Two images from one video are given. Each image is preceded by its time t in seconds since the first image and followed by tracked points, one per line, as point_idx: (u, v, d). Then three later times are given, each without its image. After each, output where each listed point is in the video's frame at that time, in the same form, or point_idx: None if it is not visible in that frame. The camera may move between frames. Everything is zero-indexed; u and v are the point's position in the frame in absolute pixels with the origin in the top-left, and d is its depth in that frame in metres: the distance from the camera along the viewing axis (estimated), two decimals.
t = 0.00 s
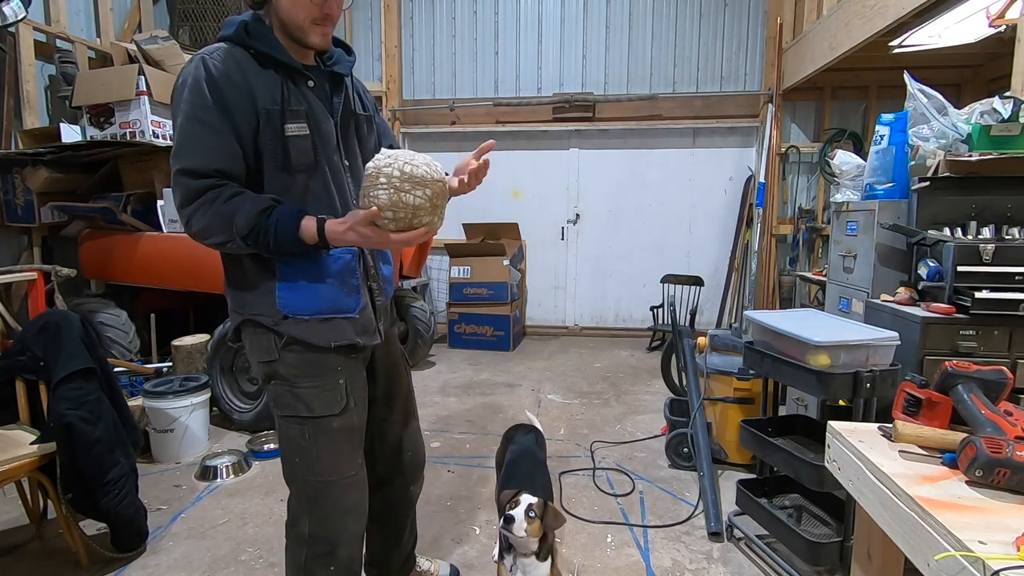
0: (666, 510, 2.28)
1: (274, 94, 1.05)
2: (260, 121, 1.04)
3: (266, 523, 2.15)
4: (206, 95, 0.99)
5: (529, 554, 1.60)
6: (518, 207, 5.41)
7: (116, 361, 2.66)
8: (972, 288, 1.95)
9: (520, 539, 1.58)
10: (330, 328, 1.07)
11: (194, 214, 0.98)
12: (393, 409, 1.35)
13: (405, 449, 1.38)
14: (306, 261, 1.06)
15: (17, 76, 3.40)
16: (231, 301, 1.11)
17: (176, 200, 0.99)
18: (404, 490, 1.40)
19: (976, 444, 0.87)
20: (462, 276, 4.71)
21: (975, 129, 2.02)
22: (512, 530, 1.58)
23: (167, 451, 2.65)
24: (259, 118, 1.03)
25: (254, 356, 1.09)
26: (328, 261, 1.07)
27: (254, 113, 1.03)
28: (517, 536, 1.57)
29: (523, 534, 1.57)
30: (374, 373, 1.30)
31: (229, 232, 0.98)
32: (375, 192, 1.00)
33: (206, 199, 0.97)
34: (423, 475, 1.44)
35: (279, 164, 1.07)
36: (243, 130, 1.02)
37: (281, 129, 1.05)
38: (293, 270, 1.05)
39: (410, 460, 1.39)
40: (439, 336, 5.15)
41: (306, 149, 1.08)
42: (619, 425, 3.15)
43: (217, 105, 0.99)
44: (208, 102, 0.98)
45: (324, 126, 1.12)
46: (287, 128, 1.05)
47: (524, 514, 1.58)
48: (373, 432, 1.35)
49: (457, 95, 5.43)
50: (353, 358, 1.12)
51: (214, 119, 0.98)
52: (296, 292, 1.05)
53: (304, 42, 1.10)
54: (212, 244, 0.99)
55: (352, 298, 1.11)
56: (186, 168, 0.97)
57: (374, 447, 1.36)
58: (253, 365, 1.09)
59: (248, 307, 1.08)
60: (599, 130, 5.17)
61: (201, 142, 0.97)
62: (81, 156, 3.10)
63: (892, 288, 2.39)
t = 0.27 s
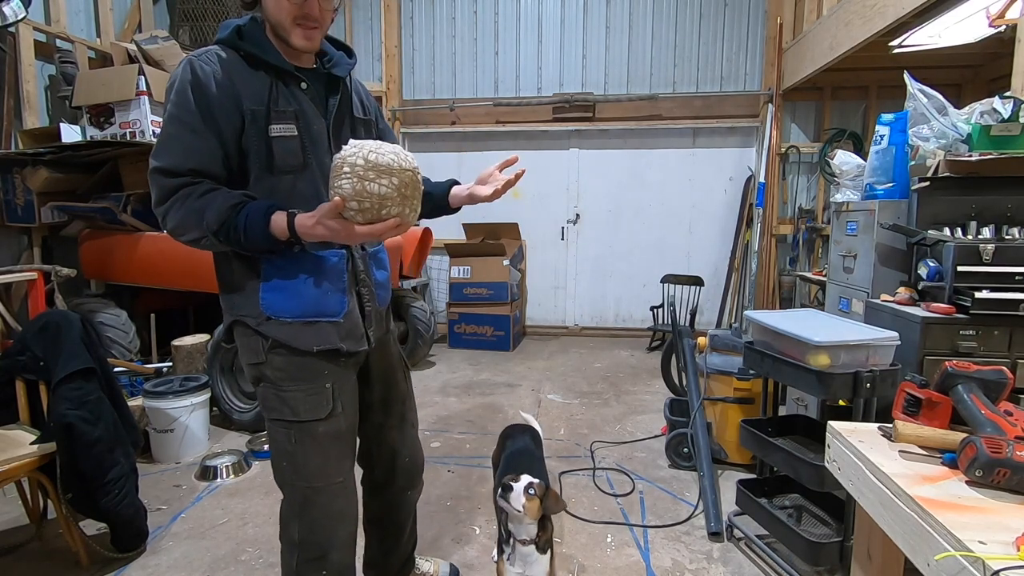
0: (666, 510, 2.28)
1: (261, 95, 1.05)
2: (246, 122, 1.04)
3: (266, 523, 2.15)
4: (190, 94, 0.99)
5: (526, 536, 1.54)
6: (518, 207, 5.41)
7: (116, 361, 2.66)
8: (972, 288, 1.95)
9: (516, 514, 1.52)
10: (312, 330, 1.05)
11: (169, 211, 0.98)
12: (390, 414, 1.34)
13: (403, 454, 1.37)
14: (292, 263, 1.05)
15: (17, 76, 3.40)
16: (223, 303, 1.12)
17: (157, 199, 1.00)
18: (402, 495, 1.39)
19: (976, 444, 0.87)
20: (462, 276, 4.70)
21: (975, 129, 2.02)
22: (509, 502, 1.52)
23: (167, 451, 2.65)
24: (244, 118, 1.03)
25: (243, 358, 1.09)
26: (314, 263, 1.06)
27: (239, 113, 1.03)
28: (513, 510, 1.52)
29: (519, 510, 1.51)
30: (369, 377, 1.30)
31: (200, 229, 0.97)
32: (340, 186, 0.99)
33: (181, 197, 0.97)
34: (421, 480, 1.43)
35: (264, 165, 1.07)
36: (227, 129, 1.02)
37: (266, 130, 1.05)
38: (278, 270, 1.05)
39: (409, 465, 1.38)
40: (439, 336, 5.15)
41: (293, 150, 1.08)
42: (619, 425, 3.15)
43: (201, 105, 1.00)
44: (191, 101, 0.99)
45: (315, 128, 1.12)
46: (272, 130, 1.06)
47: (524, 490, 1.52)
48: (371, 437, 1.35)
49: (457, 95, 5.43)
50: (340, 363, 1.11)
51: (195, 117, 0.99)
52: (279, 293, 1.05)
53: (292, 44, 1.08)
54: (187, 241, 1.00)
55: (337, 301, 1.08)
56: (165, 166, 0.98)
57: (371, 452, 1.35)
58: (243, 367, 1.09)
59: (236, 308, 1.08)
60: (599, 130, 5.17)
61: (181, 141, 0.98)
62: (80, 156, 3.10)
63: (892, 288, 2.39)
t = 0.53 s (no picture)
0: (666, 510, 2.28)
1: (257, 97, 1.05)
2: (241, 124, 1.04)
3: (266, 523, 2.15)
4: (187, 97, 0.99)
5: (528, 520, 1.55)
6: (518, 207, 5.41)
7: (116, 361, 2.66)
8: (972, 288, 1.95)
9: (518, 496, 1.55)
10: (304, 333, 1.05)
11: (165, 214, 0.99)
12: (388, 417, 1.34)
13: (403, 456, 1.37)
14: (285, 264, 1.06)
15: (17, 75, 3.40)
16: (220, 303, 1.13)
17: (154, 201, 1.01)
18: (401, 498, 1.39)
19: (976, 444, 0.87)
20: (462, 276, 4.70)
21: (975, 129, 2.02)
22: (511, 483, 1.55)
23: (167, 451, 2.65)
24: (240, 120, 1.03)
25: (238, 358, 1.10)
26: (308, 265, 1.07)
27: (236, 116, 1.03)
28: (515, 491, 1.55)
29: (520, 490, 1.54)
30: (366, 379, 1.30)
31: (195, 232, 0.97)
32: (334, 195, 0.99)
33: (176, 199, 0.98)
34: (420, 483, 1.42)
35: (259, 167, 1.06)
36: (223, 131, 1.03)
37: (262, 131, 1.05)
38: (271, 273, 1.05)
39: (408, 467, 1.37)
40: (439, 336, 5.15)
41: (289, 153, 1.07)
42: (619, 425, 3.15)
43: (196, 106, 1.00)
44: (188, 103, 0.99)
45: (312, 129, 1.10)
46: (268, 132, 1.05)
47: (526, 472, 1.55)
48: (369, 439, 1.35)
49: (457, 95, 5.43)
50: (334, 365, 1.11)
51: (192, 120, 0.99)
52: (272, 295, 1.05)
53: (292, 45, 1.08)
54: (181, 243, 1.00)
55: (329, 304, 1.08)
56: (162, 169, 0.99)
57: (369, 454, 1.35)
58: (238, 367, 1.10)
59: (231, 309, 1.09)
60: (599, 130, 5.17)
61: (178, 144, 0.99)
62: (81, 156, 3.10)
63: (892, 288, 2.39)
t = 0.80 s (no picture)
0: (666, 510, 2.28)
1: (257, 97, 1.05)
2: (240, 123, 1.04)
3: (266, 523, 2.15)
4: (187, 95, 1.00)
5: (539, 522, 1.53)
6: (518, 207, 5.41)
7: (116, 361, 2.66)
8: (972, 288, 1.95)
9: (530, 498, 1.51)
10: (295, 335, 1.06)
11: (172, 212, 1.00)
12: (382, 418, 1.34)
13: (399, 457, 1.37)
14: (278, 265, 1.06)
15: (17, 75, 3.40)
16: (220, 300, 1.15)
17: (159, 200, 1.02)
18: (399, 499, 1.39)
19: (976, 444, 0.87)
20: (462, 276, 4.70)
21: (975, 129, 2.02)
22: (522, 486, 1.51)
23: (167, 451, 2.65)
24: (239, 119, 1.03)
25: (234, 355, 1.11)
26: (300, 266, 1.06)
27: (235, 115, 1.03)
28: (527, 494, 1.51)
29: (532, 493, 1.50)
30: (361, 380, 1.30)
31: (207, 230, 0.99)
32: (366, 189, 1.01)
33: (180, 198, 0.99)
34: (418, 483, 1.42)
35: (258, 167, 1.06)
36: (223, 130, 1.03)
37: (260, 132, 1.05)
38: (264, 273, 1.06)
39: (404, 467, 1.37)
40: (439, 336, 5.15)
41: (288, 154, 1.08)
42: (619, 425, 3.15)
43: (196, 106, 1.00)
44: (188, 103, 1.00)
45: (311, 130, 1.10)
46: (266, 132, 1.05)
47: (537, 474, 1.51)
48: (364, 439, 1.35)
49: (457, 95, 5.43)
50: (325, 366, 1.11)
51: (191, 119, 0.99)
52: (263, 296, 1.06)
53: (294, 44, 1.08)
54: (190, 241, 1.01)
55: (320, 309, 1.08)
56: (164, 167, 0.99)
57: (364, 454, 1.35)
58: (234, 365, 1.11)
59: (228, 307, 1.10)
60: (599, 130, 5.17)
61: (178, 143, 0.99)
62: (81, 155, 3.10)
63: (892, 287, 2.39)
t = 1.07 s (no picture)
0: (666, 510, 2.28)
1: (257, 96, 1.05)
2: (240, 122, 1.04)
3: (266, 523, 2.15)
4: (187, 94, 1.00)
5: (545, 523, 1.54)
6: (518, 208, 5.41)
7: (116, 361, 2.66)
8: (972, 288, 1.95)
9: (536, 499, 1.51)
10: (288, 336, 1.06)
11: (173, 210, 1.00)
12: (378, 419, 1.34)
13: (396, 458, 1.36)
14: (274, 265, 1.06)
15: (17, 75, 3.40)
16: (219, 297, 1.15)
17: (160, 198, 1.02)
18: (398, 500, 1.39)
19: (976, 444, 0.87)
20: (462, 276, 4.70)
21: (975, 129, 2.02)
22: (528, 487, 1.51)
23: (167, 451, 2.65)
24: (238, 118, 1.03)
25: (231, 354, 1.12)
26: (296, 266, 1.06)
27: (235, 114, 1.03)
28: (533, 495, 1.50)
29: (539, 494, 1.50)
30: (358, 380, 1.30)
31: (211, 225, 0.98)
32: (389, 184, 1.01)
33: (182, 196, 0.99)
34: (416, 484, 1.42)
35: (257, 166, 1.06)
36: (222, 130, 1.03)
37: (259, 132, 1.05)
38: (260, 273, 1.06)
39: (401, 468, 1.37)
40: (439, 336, 5.15)
41: (287, 153, 1.08)
42: (619, 425, 3.15)
43: (197, 104, 1.00)
44: (188, 102, 0.99)
45: (312, 129, 1.10)
46: (265, 131, 1.05)
47: (543, 474, 1.51)
48: (361, 440, 1.35)
49: (457, 95, 5.43)
50: (320, 366, 1.11)
51: (191, 118, 0.99)
52: (258, 295, 1.05)
53: (296, 39, 1.07)
54: (194, 237, 1.01)
55: (315, 310, 1.07)
56: (164, 166, 0.99)
57: (361, 455, 1.36)
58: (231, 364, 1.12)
59: (225, 304, 1.11)
60: (599, 130, 5.17)
61: (178, 141, 0.99)
62: (81, 155, 3.10)
63: (892, 288, 2.39)
